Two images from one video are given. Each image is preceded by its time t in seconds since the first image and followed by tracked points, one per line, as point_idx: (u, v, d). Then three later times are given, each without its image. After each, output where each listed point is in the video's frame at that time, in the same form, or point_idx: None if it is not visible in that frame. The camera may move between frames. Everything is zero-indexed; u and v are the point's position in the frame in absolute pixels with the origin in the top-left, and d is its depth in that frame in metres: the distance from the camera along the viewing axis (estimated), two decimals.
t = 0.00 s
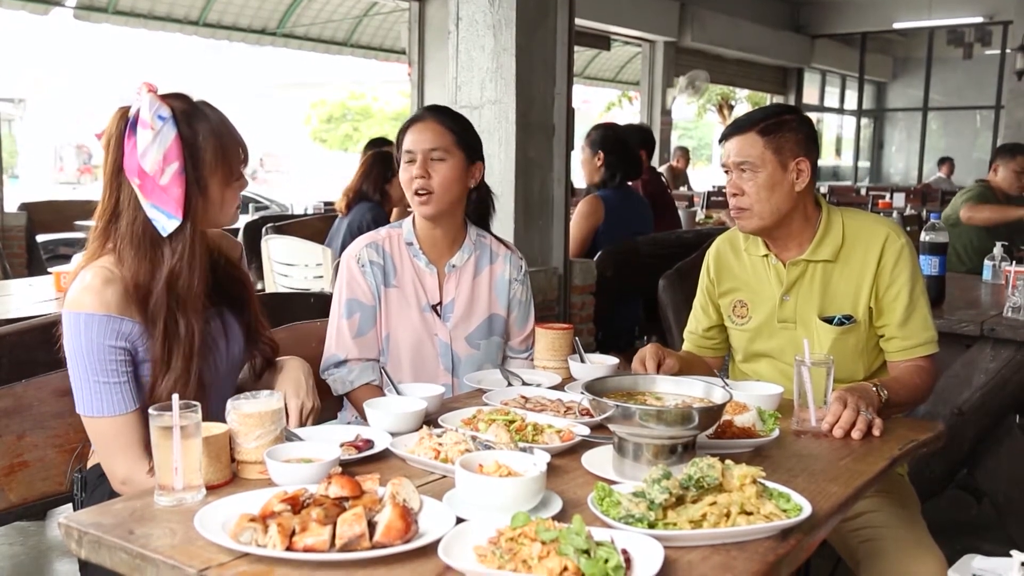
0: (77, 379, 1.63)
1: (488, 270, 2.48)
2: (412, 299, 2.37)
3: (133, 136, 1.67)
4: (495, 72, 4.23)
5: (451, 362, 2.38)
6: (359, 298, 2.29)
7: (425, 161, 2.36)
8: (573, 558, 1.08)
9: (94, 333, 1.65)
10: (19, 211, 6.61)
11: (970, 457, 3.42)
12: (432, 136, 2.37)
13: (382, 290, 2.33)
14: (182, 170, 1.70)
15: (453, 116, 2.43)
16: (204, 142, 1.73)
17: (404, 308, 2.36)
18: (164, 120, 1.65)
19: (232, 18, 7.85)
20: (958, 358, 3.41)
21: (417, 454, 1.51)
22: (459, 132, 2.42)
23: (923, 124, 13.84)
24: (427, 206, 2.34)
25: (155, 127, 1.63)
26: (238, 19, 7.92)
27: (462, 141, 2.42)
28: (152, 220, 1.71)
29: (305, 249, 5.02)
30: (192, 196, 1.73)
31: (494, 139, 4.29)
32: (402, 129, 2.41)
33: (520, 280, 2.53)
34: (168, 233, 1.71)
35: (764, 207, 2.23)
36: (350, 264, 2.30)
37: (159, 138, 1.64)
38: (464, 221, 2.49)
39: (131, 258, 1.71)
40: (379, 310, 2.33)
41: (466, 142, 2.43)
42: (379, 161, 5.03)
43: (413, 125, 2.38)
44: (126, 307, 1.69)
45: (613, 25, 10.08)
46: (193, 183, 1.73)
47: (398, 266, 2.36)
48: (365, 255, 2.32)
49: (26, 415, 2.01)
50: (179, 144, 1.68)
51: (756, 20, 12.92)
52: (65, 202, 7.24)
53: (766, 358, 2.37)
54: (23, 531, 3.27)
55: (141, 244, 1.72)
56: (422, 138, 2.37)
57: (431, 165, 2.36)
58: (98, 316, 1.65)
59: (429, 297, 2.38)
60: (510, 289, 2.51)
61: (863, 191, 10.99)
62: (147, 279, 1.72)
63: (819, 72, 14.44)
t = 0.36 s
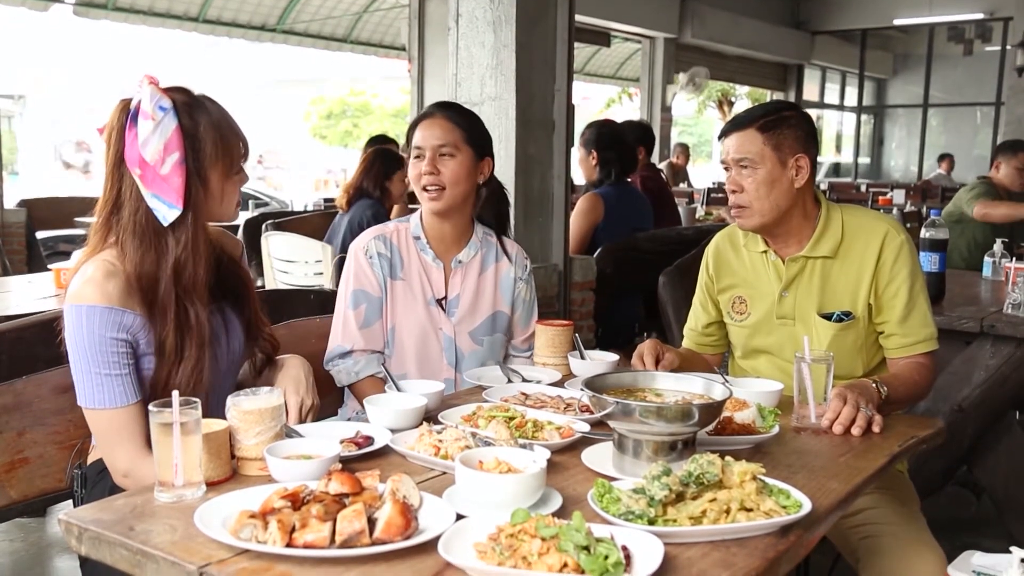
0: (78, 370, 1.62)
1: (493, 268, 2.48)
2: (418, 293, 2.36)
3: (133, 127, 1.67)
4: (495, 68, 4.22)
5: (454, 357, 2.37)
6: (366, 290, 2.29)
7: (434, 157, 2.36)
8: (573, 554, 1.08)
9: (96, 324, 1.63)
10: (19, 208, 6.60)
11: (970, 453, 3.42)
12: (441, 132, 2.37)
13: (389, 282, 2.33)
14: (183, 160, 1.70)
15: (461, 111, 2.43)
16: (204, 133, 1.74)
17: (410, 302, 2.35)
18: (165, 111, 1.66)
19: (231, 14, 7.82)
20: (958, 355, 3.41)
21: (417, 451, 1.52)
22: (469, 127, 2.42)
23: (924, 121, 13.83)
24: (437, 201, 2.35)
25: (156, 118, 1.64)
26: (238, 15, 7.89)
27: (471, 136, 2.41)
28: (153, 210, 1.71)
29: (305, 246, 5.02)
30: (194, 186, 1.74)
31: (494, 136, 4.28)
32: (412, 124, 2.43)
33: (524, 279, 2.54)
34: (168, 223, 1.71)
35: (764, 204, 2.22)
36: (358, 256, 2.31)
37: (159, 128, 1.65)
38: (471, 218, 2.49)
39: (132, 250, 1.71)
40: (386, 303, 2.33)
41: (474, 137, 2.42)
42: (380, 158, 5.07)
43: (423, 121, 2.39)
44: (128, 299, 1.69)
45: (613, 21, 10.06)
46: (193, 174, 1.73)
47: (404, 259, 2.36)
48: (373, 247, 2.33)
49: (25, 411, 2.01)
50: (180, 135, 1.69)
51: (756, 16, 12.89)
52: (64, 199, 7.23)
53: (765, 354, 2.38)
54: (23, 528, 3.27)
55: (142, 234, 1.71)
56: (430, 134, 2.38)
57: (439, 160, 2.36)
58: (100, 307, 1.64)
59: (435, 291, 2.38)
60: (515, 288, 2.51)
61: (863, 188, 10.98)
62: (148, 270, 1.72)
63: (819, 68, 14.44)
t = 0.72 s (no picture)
0: (85, 361, 1.65)
1: (493, 267, 2.48)
2: (418, 292, 2.37)
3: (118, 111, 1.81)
4: (495, 67, 4.22)
5: (455, 356, 2.37)
6: (367, 289, 2.29)
7: (435, 159, 2.36)
8: (572, 553, 1.08)
9: (104, 314, 1.67)
10: (18, 207, 6.60)
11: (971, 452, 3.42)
12: (440, 133, 2.37)
13: (389, 282, 2.33)
14: (126, 134, 1.74)
15: (460, 110, 2.42)
16: (167, 113, 1.75)
17: (410, 301, 2.35)
18: (122, 89, 1.74)
19: (231, 13, 7.81)
20: (958, 354, 3.41)
21: (417, 450, 1.52)
22: (468, 126, 2.42)
23: (924, 120, 13.84)
24: (439, 202, 2.35)
25: (111, 94, 1.74)
26: (237, 14, 7.88)
27: (470, 135, 2.41)
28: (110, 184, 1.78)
29: (304, 244, 5.01)
30: (137, 162, 1.75)
31: (493, 134, 4.28)
32: (411, 125, 2.41)
33: (524, 278, 2.53)
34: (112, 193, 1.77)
35: (767, 200, 2.22)
36: (359, 254, 2.31)
37: (111, 103, 1.74)
38: (471, 217, 2.49)
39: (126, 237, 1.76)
40: (386, 302, 2.33)
41: (474, 136, 2.42)
42: (379, 158, 5.06)
43: (422, 122, 2.38)
44: (132, 289, 1.72)
45: (613, 20, 10.05)
46: (148, 153, 1.75)
47: (405, 258, 2.36)
48: (373, 246, 2.33)
49: (26, 410, 2.01)
50: (132, 112, 1.73)
51: (756, 15, 12.88)
52: (64, 197, 7.23)
53: (765, 353, 2.38)
54: (23, 527, 3.27)
55: (115, 213, 1.79)
56: (429, 135, 2.37)
57: (441, 163, 2.36)
58: (108, 297, 1.68)
59: (436, 290, 2.38)
60: (515, 286, 2.51)
61: (863, 186, 10.99)
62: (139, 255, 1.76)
63: (819, 67, 14.39)
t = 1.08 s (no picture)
0: (85, 350, 1.66)
1: (487, 265, 2.48)
2: (412, 293, 2.37)
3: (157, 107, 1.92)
4: (495, 66, 4.22)
5: (451, 356, 2.38)
6: (360, 292, 2.28)
7: (434, 163, 2.35)
8: (572, 552, 1.08)
9: (103, 304, 1.68)
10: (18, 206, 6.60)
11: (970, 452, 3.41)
12: (437, 136, 2.35)
13: (383, 284, 2.33)
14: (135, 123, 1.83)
15: (452, 112, 2.39)
16: (170, 103, 1.79)
17: (404, 302, 2.35)
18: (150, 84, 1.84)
19: (231, 12, 7.81)
20: (958, 353, 3.41)
21: (417, 449, 1.52)
22: (461, 127, 2.40)
23: (924, 118, 13.84)
24: (438, 206, 2.35)
25: (141, 88, 1.86)
26: (237, 13, 7.88)
27: (464, 137, 2.40)
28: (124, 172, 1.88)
29: (305, 243, 5.01)
30: (134, 150, 1.80)
31: (493, 134, 4.28)
32: (403, 127, 2.38)
33: (519, 274, 2.54)
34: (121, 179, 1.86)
35: (769, 197, 2.22)
36: (351, 258, 2.30)
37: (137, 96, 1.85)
38: (464, 216, 2.49)
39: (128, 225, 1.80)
40: (380, 304, 2.33)
41: (468, 138, 2.41)
42: (374, 157, 5.06)
43: (416, 125, 2.35)
44: (129, 279, 1.73)
45: (613, 19, 10.05)
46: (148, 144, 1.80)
47: (398, 260, 2.36)
48: (366, 249, 2.32)
49: (25, 409, 2.01)
50: (145, 101, 1.82)
51: (756, 14, 12.89)
52: (64, 196, 7.24)
53: (766, 352, 2.37)
54: (23, 525, 3.27)
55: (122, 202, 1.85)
56: (426, 138, 2.35)
57: (440, 167, 2.35)
58: (108, 288, 1.69)
59: (429, 291, 2.39)
60: (510, 283, 2.51)
61: (862, 185, 11.00)
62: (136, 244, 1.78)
63: (819, 66, 14.26)
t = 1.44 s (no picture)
0: (91, 347, 1.65)
1: (486, 263, 2.48)
2: (410, 293, 2.37)
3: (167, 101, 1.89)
4: (495, 64, 4.22)
5: (449, 356, 2.38)
6: (357, 293, 2.28)
7: (435, 158, 2.34)
8: (573, 550, 1.08)
9: (111, 300, 1.67)
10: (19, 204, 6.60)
11: (970, 450, 3.40)
12: (436, 131, 2.34)
13: (380, 285, 2.33)
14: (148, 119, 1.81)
15: (446, 108, 2.40)
16: (184, 105, 1.78)
17: (402, 302, 2.36)
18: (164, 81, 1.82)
19: (231, 10, 7.81)
20: (958, 352, 3.40)
21: (417, 447, 1.51)
22: (456, 123, 2.40)
23: (924, 117, 13.82)
24: (439, 203, 2.34)
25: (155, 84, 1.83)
26: (238, 11, 7.88)
27: (461, 132, 2.40)
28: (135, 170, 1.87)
29: (305, 241, 5.02)
30: (148, 147, 1.79)
31: (494, 132, 4.28)
32: (400, 123, 2.37)
33: (518, 272, 2.54)
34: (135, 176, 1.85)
35: (772, 200, 2.22)
36: (347, 259, 2.29)
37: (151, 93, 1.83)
38: (461, 213, 2.48)
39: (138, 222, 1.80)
40: (378, 305, 2.32)
41: (465, 133, 2.41)
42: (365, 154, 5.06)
43: (413, 122, 2.34)
44: (138, 277, 1.73)
45: (614, 17, 10.04)
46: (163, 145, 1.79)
47: (395, 260, 2.36)
48: (362, 250, 2.31)
49: (25, 407, 2.01)
50: (159, 97, 1.80)
51: (756, 12, 12.88)
52: (65, 195, 7.24)
53: (766, 351, 2.38)
54: (23, 524, 3.27)
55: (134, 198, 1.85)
56: (425, 133, 2.34)
57: (441, 161, 2.35)
58: (117, 284, 1.69)
59: (427, 291, 2.39)
60: (509, 281, 2.52)
61: (862, 183, 11.00)
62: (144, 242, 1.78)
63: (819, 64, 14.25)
